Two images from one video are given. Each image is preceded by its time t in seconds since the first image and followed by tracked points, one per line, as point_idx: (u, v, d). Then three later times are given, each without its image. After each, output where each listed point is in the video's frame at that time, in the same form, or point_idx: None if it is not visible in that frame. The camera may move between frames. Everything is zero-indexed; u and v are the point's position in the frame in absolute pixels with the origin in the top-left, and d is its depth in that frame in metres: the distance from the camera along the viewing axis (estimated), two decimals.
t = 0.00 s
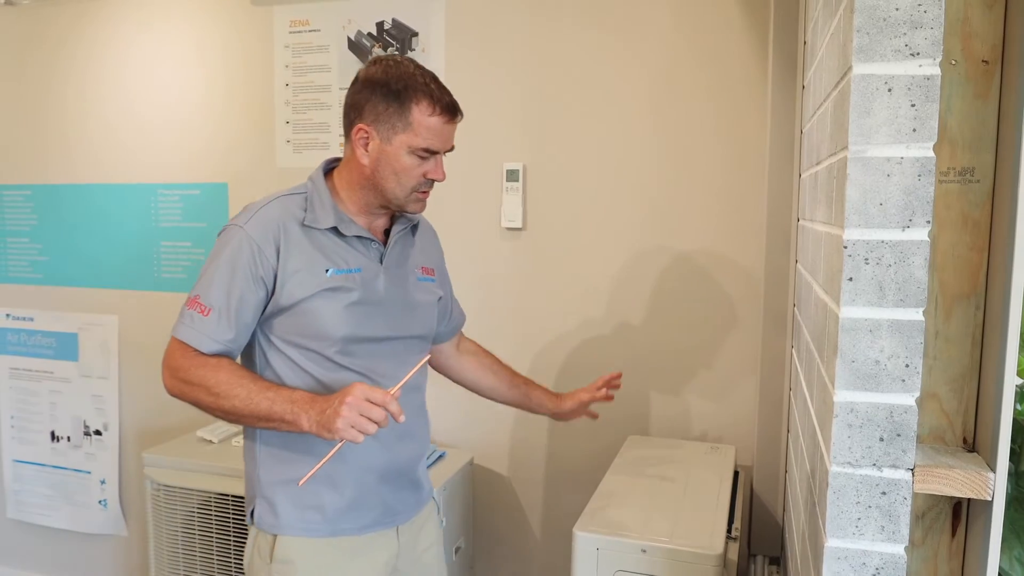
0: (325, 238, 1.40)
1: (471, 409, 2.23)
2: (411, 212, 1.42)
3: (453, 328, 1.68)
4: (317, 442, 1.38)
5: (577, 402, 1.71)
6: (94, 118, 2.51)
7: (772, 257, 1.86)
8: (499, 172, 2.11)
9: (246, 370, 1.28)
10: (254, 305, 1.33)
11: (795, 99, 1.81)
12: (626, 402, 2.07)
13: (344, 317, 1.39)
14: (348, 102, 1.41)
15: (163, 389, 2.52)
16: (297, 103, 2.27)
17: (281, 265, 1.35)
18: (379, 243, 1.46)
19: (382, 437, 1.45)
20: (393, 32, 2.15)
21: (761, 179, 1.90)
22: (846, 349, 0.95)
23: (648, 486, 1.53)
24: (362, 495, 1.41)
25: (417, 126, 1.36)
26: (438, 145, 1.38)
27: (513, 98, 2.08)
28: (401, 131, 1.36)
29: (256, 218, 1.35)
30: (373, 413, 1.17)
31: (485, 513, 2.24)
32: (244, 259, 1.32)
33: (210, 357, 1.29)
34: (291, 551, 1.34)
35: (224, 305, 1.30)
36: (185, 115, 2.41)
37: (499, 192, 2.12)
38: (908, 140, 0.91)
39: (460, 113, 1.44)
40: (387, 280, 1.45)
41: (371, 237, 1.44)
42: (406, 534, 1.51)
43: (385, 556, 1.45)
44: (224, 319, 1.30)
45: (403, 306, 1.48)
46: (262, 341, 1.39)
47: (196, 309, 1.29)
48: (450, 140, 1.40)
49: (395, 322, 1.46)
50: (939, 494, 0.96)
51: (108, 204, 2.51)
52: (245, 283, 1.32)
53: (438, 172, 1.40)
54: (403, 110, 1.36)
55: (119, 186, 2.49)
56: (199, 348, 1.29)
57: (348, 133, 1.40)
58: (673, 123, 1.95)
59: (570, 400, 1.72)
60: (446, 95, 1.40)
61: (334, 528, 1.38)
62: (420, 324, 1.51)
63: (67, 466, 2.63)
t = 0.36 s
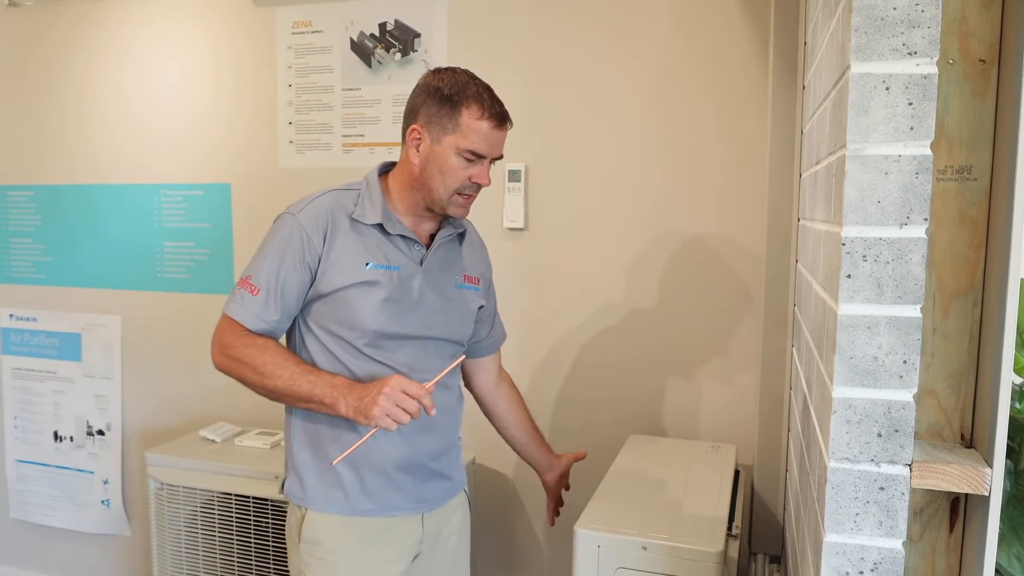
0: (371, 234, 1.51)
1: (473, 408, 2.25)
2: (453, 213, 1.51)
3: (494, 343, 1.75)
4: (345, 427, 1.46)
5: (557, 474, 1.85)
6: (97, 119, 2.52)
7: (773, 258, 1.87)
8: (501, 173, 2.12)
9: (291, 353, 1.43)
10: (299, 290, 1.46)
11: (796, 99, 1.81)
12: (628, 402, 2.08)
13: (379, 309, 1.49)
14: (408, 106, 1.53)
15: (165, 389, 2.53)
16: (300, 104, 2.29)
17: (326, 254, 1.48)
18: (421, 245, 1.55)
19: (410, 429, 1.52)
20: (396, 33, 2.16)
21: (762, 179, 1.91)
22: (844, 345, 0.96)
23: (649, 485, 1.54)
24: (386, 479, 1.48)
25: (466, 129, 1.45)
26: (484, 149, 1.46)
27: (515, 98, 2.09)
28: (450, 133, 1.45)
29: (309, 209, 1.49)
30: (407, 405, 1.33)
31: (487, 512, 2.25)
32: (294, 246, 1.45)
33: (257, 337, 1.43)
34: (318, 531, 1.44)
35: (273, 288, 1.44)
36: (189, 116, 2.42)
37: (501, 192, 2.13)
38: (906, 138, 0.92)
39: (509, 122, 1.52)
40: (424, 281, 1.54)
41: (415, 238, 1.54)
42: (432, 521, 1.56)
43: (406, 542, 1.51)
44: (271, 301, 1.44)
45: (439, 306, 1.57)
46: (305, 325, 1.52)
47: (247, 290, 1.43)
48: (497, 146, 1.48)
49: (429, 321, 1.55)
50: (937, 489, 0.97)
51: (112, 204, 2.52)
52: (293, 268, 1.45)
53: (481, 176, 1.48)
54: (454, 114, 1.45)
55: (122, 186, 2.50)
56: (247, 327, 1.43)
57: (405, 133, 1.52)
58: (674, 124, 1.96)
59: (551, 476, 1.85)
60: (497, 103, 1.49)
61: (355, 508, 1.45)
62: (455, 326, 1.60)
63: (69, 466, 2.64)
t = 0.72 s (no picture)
0: (387, 234, 1.54)
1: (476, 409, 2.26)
2: (469, 214, 1.51)
3: (517, 350, 1.77)
4: (351, 422, 1.48)
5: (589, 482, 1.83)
6: (102, 121, 2.53)
7: (775, 260, 1.88)
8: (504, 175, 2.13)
9: (305, 344, 1.48)
10: (314, 284, 1.51)
11: (798, 102, 1.82)
12: (631, 403, 2.10)
13: (388, 306, 1.51)
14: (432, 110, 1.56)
15: (169, 390, 2.54)
16: (304, 106, 2.30)
17: (340, 250, 1.52)
18: (438, 247, 1.57)
19: (416, 427, 1.53)
20: (400, 36, 2.17)
21: (764, 182, 1.92)
22: (845, 347, 0.97)
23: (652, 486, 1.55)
24: (388, 476, 1.50)
25: (480, 131, 1.45)
26: (498, 152, 1.46)
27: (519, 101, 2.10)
28: (466, 134, 1.47)
29: (329, 206, 1.54)
30: (404, 401, 1.34)
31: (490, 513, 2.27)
32: (311, 241, 1.51)
33: (275, 328, 1.49)
34: (320, 521, 1.47)
35: (291, 280, 1.50)
36: (193, 118, 2.43)
37: (504, 194, 2.14)
38: (907, 142, 0.92)
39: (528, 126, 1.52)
40: (437, 283, 1.56)
41: (431, 239, 1.56)
42: (436, 520, 1.57)
43: (409, 540, 1.52)
44: (287, 294, 1.49)
45: (453, 307, 1.58)
46: (321, 318, 1.56)
47: (267, 281, 1.49)
48: (512, 148, 1.48)
49: (442, 322, 1.56)
50: (937, 490, 0.97)
51: (116, 206, 2.53)
52: (309, 263, 1.50)
53: (496, 178, 1.48)
54: (470, 115, 1.47)
55: (127, 188, 2.51)
56: (266, 317, 1.49)
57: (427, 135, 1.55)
58: (677, 127, 1.98)
59: (581, 485, 1.83)
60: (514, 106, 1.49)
61: (356, 500, 1.47)
62: (468, 329, 1.60)
63: (74, 467, 2.65)
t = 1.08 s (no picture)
0: (392, 236, 1.55)
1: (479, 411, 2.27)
2: (473, 214, 1.51)
3: (526, 350, 1.78)
4: (356, 423, 1.49)
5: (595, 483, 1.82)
6: (106, 123, 2.54)
7: (777, 263, 1.88)
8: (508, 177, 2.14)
9: (311, 347, 1.49)
10: (320, 287, 1.53)
11: (801, 106, 1.83)
12: (634, 406, 2.10)
13: (393, 308, 1.52)
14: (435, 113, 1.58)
15: (173, 392, 2.54)
16: (309, 108, 2.30)
17: (346, 253, 1.53)
18: (443, 249, 1.58)
19: (421, 430, 1.54)
20: (404, 39, 2.17)
21: (767, 185, 1.93)
22: (849, 350, 0.97)
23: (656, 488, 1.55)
24: (394, 477, 1.50)
25: (480, 130, 1.46)
26: (499, 150, 1.47)
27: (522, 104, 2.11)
28: (466, 134, 1.48)
29: (334, 210, 1.55)
30: (409, 404, 1.34)
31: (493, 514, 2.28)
32: (316, 245, 1.52)
33: (282, 330, 1.50)
34: (326, 521, 1.48)
35: (297, 284, 1.51)
36: (197, 120, 2.44)
37: (507, 197, 2.15)
38: (910, 147, 0.93)
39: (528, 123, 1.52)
40: (442, 284, 1.56)
41: (436, 241, 1.56)
42: (441, 522, 1.57)
43: (413, 542, 1.52)
44: (293, 297, 1.50)
45: (458, 308, 1.58)
46: (327, 320, 1.57)
47: (274, 284, 1.51)
48: (512, 146, 1.48)
49: (447, 323, 1.57)
50: (940, 493, 0.98)
51: (120, 207, 2.54)
52: (315, 266, 1.52)
53: (498, 176, 1.48)
54: (470, 115, 1.48)
55: (130, 189, 2.52)
56: (273, 320, 1.51)
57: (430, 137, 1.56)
58: (679, 130, 1.98)
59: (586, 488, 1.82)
60: (514, 104, 1.49)
61: (362, 501, 1.48)
62: (474, 330, 1.61)
63: (77, 468, 2.66)
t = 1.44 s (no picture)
0: (394, 237, 1.55)
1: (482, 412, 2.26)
2: (465, 205, 1.50)
3: (529, 349, 1.78)
4: (360, 425, 1.49)
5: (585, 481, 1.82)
6: (108, 123, 2.53)
7: (782, 264, 1.88)
8: (510, 178, 2.14)
9: (315, 351, 1.48)
10: (323, 290, 1.52)
11: (805, 107, 1.82)
12: (637, 407, 2.10)
13: (395, 309, 1.52)
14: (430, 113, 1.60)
15: (175, 393, 2.54)
16: (311, 109, 2.30)
17: (348, 255, 1.53)
18: (445, 249, 1.57)
19: (424, 431, 1.53)
20: (407, 39, 2.17)
21: (771, 186, 1.93)
22: (856, 353, 0.97)
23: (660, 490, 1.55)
24: (399, 479, 1.50)
25: (467, 116, 1.47)
26: (487, 136, 1.47)
27: (525, 104, 2.10)
28: (455, 123, 1.49)
29: (335, 212, 1.55)
30: (416, 405, 1.34)
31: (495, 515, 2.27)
32: (318, 247, 1.52)
33: (286, 335, 1.50)
34: (330, 522, 1.48)
35: (300, 288, 1.50)
36: (200, 120, 2.44)
37: (510, 198, 2.15)
38: (918, 148, 0.93)
39: (519, 113, 1.52)
40: (445, 285, 1.56)
41: (438, 241, 1.56)
42: (445, 523, 1.57)
43: (417, 544, 1.52)
44: (296, 300, 1.50)
45: (461, 308, 1.58)
46: (330, 323, 1.57)
47: (276, 289, 1.51)
48: (501, 132, 1.47)
49: (449, 324, 1.56)
50: (948, 495, 0.98)
51: (122, 207, 2.53)
52: (317, 269, 1.51)
53: (488, 162, 1.47)
54: (459, 104, 1.49)
55: (132, 190, 2.52)
56: (276, 324, 1.50)
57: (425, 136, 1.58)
58: (683, 131, 1.98)
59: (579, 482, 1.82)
60: (504, 94, 1.50)
61: (367, 503, 1.48)
62: (476, 330, 1.60)
63: (79, 468, 2.65)
